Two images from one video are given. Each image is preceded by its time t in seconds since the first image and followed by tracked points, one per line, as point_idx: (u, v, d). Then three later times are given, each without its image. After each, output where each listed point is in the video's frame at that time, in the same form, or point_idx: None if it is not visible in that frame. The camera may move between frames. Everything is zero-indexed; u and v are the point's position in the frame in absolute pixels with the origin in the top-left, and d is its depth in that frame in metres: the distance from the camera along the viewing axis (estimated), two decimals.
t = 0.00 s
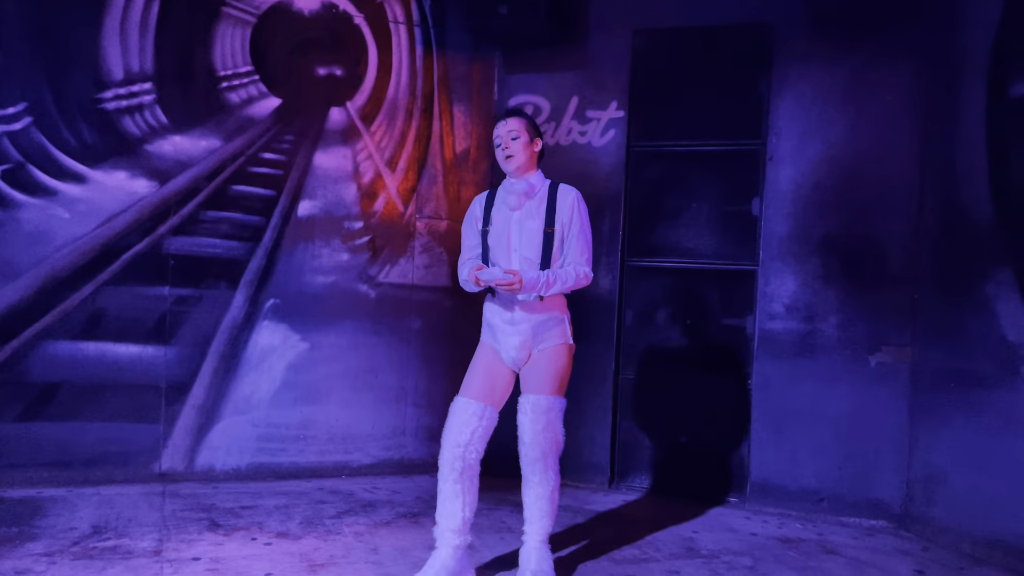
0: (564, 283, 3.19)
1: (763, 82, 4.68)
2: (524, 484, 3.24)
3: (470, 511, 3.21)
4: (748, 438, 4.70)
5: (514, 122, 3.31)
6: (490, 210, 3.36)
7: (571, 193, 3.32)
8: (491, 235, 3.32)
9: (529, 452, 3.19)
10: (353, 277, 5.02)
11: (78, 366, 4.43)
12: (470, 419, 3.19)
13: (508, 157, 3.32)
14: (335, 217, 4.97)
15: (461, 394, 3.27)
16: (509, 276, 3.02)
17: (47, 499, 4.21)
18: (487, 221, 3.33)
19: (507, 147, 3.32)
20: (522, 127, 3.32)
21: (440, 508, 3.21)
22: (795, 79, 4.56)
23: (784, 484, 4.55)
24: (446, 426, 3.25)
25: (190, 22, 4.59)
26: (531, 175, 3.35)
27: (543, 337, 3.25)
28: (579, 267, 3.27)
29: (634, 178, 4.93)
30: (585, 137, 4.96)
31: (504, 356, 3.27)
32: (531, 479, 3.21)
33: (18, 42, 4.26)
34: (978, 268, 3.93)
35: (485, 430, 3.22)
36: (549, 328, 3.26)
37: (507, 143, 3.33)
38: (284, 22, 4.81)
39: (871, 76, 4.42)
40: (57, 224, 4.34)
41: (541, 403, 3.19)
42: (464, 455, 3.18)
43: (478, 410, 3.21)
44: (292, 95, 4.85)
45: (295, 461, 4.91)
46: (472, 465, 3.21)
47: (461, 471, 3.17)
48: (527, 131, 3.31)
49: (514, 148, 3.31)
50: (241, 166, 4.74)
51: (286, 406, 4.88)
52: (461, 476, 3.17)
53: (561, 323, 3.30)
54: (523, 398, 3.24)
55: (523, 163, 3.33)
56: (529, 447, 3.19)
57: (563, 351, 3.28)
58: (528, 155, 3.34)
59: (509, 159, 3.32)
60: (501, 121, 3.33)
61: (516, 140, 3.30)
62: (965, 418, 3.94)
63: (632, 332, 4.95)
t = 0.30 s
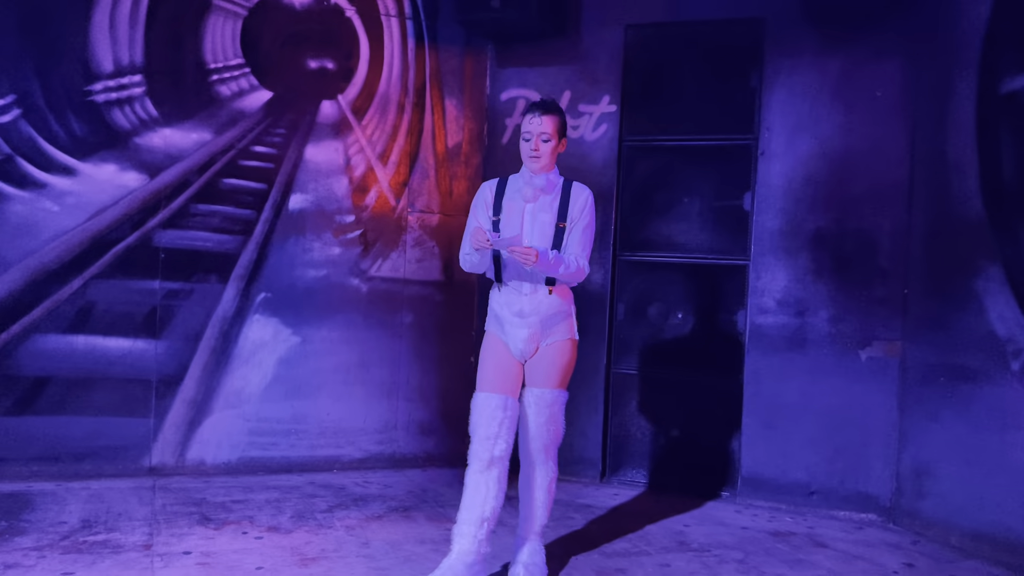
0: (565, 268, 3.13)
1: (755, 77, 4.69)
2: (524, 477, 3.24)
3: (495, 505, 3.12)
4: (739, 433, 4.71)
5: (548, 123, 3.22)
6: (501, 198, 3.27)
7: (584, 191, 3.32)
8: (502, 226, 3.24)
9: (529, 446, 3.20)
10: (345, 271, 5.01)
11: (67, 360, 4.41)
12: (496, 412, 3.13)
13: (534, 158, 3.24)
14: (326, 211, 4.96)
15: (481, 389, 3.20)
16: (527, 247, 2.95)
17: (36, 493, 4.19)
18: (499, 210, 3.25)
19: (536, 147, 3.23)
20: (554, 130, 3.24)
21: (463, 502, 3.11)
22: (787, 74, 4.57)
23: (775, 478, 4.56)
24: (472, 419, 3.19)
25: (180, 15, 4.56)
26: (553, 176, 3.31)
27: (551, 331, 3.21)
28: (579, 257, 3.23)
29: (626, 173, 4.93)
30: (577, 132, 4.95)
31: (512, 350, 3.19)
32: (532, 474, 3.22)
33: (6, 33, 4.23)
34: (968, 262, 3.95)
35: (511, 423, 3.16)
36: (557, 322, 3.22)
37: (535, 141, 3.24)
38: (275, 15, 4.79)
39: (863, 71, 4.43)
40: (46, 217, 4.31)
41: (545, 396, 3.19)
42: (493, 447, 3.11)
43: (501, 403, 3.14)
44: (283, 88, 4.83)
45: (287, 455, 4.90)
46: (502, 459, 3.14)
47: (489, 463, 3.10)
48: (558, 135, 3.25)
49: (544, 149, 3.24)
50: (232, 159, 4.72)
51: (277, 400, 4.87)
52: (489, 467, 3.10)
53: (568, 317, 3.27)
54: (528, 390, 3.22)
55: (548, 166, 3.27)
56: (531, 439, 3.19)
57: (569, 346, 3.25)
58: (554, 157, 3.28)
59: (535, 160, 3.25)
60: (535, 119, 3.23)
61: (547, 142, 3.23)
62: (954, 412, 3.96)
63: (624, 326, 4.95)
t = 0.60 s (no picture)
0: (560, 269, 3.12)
1: (750, 73, 4.69)
2: (522, 474, 3.25)
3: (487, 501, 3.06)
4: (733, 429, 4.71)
5: (562, 126, 3.20)
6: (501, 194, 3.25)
7: (586, 197, 3.34)
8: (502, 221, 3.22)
9: (526, 444, 3.21)
10: (340, 266, 5.00)
11: (61, 355, 4.39)
12: (487, 405, 3.07)
13: (543, 158, 3.21)
14: (321, 206, 4.95)
15: (474, 384, 3.14)
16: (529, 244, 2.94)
17: (29, 488, 4.18)
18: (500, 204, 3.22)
19: (547, 147, 3.20)
20: (568, 132, 3.22)
21: (456, 503, 3.06)
22: (782, 71, 4.58)
23: (768, 473, 4.58)
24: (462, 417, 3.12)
25: (174, 8, 4.55)
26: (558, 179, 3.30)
27: (552, 329, 3.20)
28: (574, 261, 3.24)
29: (621, 168, 4.94)
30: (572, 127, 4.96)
31: (512, 348, 3.17)
32: (528, 473, 3.23)
33: None
34: (961, 259, 3.97)
35: (503, 416, 3.10)
36: (557, 321, 3.21)
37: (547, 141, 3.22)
38: (270, 10, 4.77)
39: (857, 68, 4.44)
40: (39, 211, 4.30)
41: (545, 393, 3.20)
42: (483, 442, 3.06)
43: (492, 396, 3.09)
44: (278, 83, 4.82)
45: (281, 450, 4.89)
46: (493, 455, 3.09)
47: (479, 458, 3.05)
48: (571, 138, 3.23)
49: (554, 151, 3.21)
50: (226, 153, 4.71)
51: (271, 395, 4.86)
52: (481, 464, 3.05)
53: (569, 314, 3.27)
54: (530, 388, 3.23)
55: (556, 168, 3.25)
56: (530, 438, 3.20)
57: (570, 344, 3.25)
58: (562, 159, 3.26)
59: (544, 161, 3.22)
60: (549, 119, 3.20)
61: (559, 144, 3.21)
62: (947, 407, 3.98)
63: (618, 322, 4.96)
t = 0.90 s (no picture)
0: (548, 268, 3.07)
1: (749, 72, 4.70)
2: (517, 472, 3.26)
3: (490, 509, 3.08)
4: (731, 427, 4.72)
5: (542, 112, 3.20)
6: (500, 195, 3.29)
7: (588, 196, 3.31)
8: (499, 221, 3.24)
9: (522, 442, 3.23)
10: (339, 264, 5.01)
11: (60, 352, 4.39)
12: (487, 411, 3.08)
13: (531, 149, 3.23)
14: (321, 204, 4.95)
15: (471, 391, 3.14)
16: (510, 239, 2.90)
17: (28, 485, 4.18)
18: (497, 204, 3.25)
19: (531, 137, 3.23)
20: (549, 118, 3.21)
21: (458, 510, 3.07)
22: (781, 70, 4.59)
23: (766, 472, 4.60)
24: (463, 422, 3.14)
25: (174, 6, 4.55)
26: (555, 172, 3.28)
27: (544, 334, 3.18)
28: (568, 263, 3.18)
29: (620, 167, 4.95)
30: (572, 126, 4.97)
31: (504, 353, 3.14)
32: (524, 471, 3.23)
33: None
34: (960, 259, 3.98)
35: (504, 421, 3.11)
36: (549, 326, 3.19)
37: (532, 132, 3.23)
38: (270, 8, 4.77)
39: (856, 67, 4.45)
40: (39, 209, 4.30)
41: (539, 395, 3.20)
42: (485, 447, 3.07)
43: (492, 401, 3.10)
44: (278, 80, 4.82)
45: (280, 448, 4.90)
46: (496, 461, 3.10)
47: (482, 464, 3.07)
48: (555, 126, 3.22)
49: (539, 140, 3.22)
50: (226, 151, 4.71)
51: (270, 393, 4.87)
52: (482, 469, 3.07)
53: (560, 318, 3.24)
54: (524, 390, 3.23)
55: (547, 158, 3.24)
56: (524, 436, 3.23)
57: (561, 348, 3.24)
58: (552, 148, 3.25)
59: (533, 152, 3.24)
60: (529, 110, 3.22)
61: (542, 131, 3.21)
62: (945, 406, 4.00)
63: (617, 320, 4.97)
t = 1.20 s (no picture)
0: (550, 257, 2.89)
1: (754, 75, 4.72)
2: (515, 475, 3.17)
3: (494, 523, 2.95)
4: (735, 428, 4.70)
5: (514, 106, 3.07)
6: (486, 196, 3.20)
7: (576, 179, 3.13)
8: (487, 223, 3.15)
9: (514, 448, 3.11)
10: (345, 265, 5.03)
11: (67, 352, 4.42)
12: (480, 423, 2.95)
13: (506, 144, 3.11)
14: (326, 205, 4.97)
15: (458, 400, 3.02)
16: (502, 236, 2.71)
17: (36, 484, 4.20)
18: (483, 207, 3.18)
19: (505, 132, 3.09)
20: (522, 111, 3.08)
21: (460, 528, 2.94)
22: (785, 72, 4.61)
23: (770, 473, 4.61)
24: (454, 436, 3.01)
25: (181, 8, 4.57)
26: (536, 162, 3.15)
27: (526, 341, 3.01)
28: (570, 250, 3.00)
29: (625, 169, 4.97)
30: (577, 128, 5.00)
31: (482, 355, 2.99)
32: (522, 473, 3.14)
33: (8, 24, 4.23)
34: (964, 261, 3.98)
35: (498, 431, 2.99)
36: (532, 333, 3.01)
37: (506, 128, 3.10)
38: (276, 10, 4.80)
39: (860, 69, 4.46)
40: (46, 210, 4.32)
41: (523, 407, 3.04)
42: (483, 460, 2.95)
43: (483, 411, 2.96)
44: (284, 82, 4.85)
45: (286, 448, 4.92)
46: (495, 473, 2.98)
47: (483, 478, 2.95)
48: (528, 116, 3.08)
49: (514, 134, 3.09)
50: (232, 153, 4.73)
51: (276, 393, 4.89)
52: (484, 483, 2.95)
53: (545, 327, 3.08)
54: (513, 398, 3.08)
55: (524, 150, 3.12)
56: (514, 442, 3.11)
57: (545, 358, 3.07)
58: (529, 139, 3.12)
59: (509, 148, 3.11)
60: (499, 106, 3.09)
61: (515, 125, 3.08)
62: (948, 408, 4.00)
63: (622, 322, 4.99)
